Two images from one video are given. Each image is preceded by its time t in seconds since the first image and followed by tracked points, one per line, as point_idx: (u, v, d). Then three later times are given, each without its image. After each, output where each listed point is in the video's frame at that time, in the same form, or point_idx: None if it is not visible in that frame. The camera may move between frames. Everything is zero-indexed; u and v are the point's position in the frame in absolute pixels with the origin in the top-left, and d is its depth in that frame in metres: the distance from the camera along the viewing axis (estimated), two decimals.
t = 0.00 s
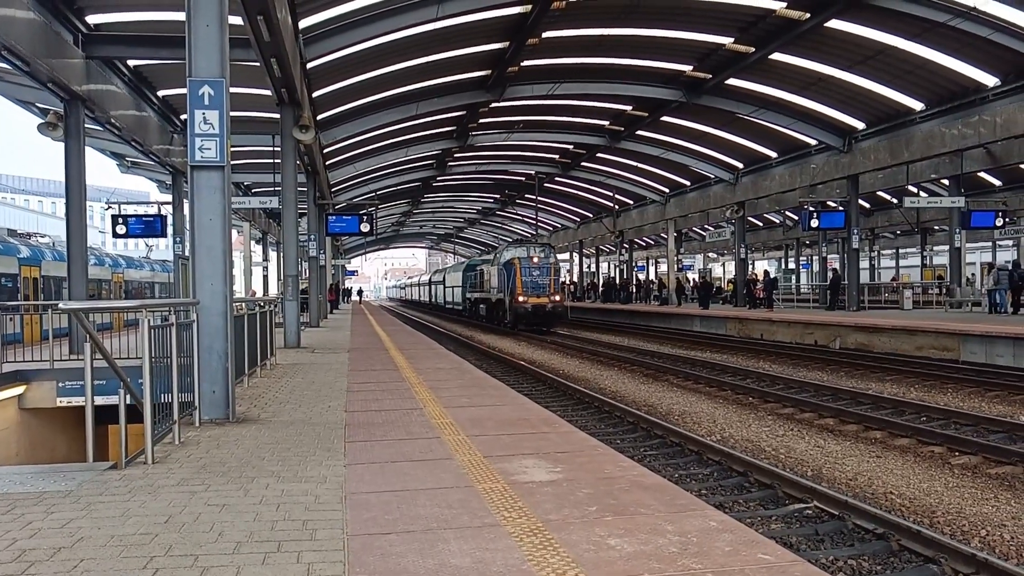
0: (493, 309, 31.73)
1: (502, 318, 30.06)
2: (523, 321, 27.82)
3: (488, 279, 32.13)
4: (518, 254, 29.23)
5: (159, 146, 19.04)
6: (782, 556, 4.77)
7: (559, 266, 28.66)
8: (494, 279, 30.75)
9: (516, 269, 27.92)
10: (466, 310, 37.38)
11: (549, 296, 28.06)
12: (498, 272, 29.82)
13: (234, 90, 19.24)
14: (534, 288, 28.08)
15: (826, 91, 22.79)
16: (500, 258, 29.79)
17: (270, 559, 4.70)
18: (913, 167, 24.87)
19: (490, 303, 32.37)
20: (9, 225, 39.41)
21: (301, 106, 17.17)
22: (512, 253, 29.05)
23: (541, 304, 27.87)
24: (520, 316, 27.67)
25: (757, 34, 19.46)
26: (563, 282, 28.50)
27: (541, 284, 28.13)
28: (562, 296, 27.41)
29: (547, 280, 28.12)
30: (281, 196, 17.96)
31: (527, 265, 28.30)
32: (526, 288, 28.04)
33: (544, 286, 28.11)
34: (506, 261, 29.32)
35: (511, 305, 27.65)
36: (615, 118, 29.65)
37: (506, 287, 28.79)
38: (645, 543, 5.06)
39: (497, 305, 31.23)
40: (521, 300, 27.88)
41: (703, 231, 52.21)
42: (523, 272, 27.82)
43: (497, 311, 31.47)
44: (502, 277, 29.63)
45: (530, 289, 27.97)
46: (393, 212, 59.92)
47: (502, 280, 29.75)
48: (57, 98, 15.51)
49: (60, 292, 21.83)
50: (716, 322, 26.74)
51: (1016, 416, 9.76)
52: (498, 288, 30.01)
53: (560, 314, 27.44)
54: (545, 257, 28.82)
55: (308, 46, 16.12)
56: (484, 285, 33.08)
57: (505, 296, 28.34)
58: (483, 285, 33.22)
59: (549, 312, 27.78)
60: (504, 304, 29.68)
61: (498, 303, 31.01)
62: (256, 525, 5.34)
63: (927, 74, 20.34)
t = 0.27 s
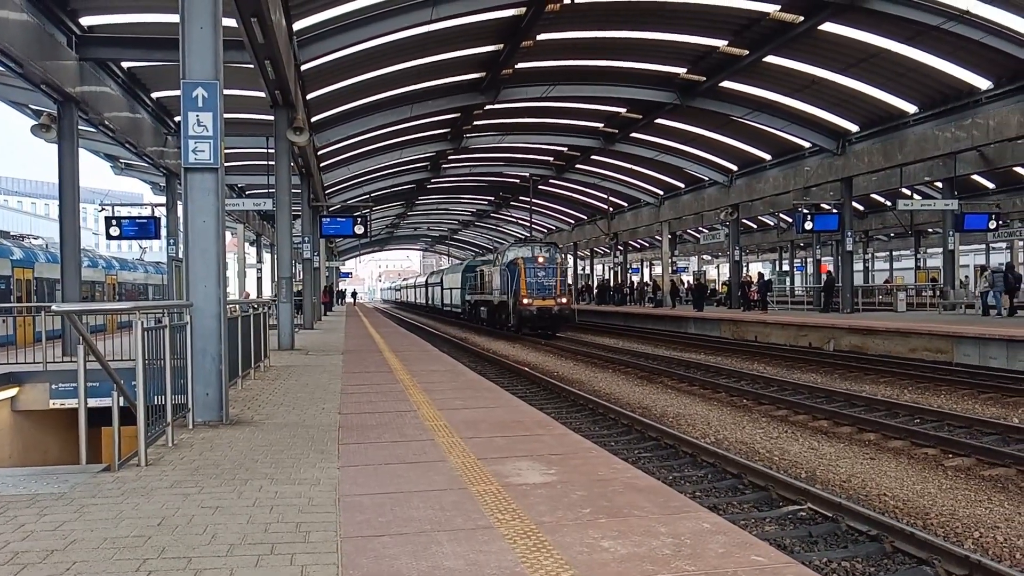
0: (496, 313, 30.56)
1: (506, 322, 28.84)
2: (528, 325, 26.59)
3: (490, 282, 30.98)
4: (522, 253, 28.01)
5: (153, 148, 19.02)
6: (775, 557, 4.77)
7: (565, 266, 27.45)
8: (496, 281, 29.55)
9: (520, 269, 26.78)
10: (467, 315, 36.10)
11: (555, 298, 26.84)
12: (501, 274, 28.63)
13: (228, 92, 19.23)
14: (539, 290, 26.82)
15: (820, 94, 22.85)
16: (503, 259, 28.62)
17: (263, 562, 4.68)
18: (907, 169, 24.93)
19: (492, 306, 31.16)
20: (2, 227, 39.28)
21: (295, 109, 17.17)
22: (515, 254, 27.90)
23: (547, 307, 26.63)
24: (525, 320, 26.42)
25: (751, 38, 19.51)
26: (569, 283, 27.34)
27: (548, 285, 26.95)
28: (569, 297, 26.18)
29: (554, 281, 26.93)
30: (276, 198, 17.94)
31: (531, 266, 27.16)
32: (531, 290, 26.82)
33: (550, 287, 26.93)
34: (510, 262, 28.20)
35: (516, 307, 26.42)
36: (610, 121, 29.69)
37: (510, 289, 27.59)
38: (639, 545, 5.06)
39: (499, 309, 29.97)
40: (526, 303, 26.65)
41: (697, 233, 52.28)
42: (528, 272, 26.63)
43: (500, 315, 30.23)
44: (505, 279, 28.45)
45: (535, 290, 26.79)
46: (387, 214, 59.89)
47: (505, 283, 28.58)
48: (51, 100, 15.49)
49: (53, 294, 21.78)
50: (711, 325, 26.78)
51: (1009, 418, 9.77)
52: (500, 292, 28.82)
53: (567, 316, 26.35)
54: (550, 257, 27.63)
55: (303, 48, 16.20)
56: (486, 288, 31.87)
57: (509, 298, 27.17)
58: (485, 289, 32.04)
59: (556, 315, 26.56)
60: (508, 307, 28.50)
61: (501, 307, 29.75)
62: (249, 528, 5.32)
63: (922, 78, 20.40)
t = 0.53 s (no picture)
0: (497, 317, 28.68)
1: (508, 327, 26.93)
2: (531, 330, 24.67)
3: (490, 284, 29.03)
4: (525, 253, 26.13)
5: (143, 149, 18.97)
6: (765, 559, 4.78)
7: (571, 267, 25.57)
8: (497, 283, 27.59)
9: (523, 269, 24.80)
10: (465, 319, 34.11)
11: (560, 300, 24.87)
12: (502, 275, 26.68)
13: (219, 93, 19.19)
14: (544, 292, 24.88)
15: (810, 97, 22.93)
16: (504, 259, 26.72)
17: (253, 564, 4.67)
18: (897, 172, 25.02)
19: (492, 309, 29.30)
20: None
21: (286, 110, 17.13)
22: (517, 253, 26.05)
23: (552, 310, 24.68)
24: (527, 324, 24.52)
25: (743, 40, 19.56)
26: (575, 284, 25.38)
27: (552, 287, 25.00)
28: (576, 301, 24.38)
29: (559, 282, 24.99)
30: (266, 199, 17.87)
31: (534, 266, 25.21)
32: (534, 291, 24.86)
33: (555, 289, 24.95)
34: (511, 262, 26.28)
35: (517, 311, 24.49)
36: (601, 123, 29.71)
37: (511, 291, 25.61)
38: (629, 547, 5.08)
39: (500, 313, 28.01)
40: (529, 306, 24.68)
41: (689, 235, 52.37)
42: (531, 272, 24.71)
43: (501, 319, 28.26)
44: (505, 281, 26.46)
45: (538, 292, 24.81)
46: (378, 216, 59.80)
47: (506, 285, 26.60)
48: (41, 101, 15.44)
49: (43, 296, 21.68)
50: (702, 327, 26.81)
51: (998, 419, 9.81)
52: (501, 294, 26.88)
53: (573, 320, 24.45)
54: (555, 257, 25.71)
55: (294, 50, 16.13)
56: (485, 290, 29.86)
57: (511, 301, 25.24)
58: (485, 291, 30.10)
59: (561, 318, 24.64)
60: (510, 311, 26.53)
61: (502, 310, 27.77)
62: (239, 530, 5.31)
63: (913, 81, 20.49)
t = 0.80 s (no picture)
0: (497, 320, 27.27)
1: (509, 331, 25.53)
2: (534, 334, 23.28)
3: (490, 286, 27.64)
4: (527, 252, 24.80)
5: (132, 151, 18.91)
6: (753, 561, 4.80)
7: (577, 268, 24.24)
8: (497, 284, 26.21)
9: (526, 270, 23.46)
10: (463, 323, 32.66)
11: (565, 303, 23.48)
12: (504, 276, 25.27)
13: (208, 95, 19.14)
14: (548, 294, 23.52)
15: (799, 100, 23.04)
16: (506, 259, 25.35)
17: (241, 567, 4.66)
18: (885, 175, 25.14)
19: (492, 312, 27.90)
20: None
21: (276, 112, 17.08)
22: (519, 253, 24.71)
23: (556, 313, 23.28)
24: (530, 327, 23.15)
25: (732, 43, 19.63)
26: (581, 286, 24.02)
27: (557, 289, 23.61)
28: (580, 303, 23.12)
29: (564, 284, 23.59)
30: (255, 202, 17.78)
31: (538, 266, 23.81)
32: (538, 294, 23.48)
33: (559, 291, 23.59)
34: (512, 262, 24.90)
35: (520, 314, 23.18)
36: (591, 126, 29.72)
37: (513, 293, 24.26)
38: (619, 549, 5.09)
39: (501, 316, 26.58)
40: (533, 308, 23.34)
41: (679, 237, 52.47)
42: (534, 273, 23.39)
43: (502, 322, 26.83)
44: (507, 282, 25.16)
45: (542, 294, 23.44)
46: (368, 218, 59.69)
47: (508, 286, 25.17)
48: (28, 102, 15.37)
49: (30, 298, 21.58)
50: (690, 329, 26.84)
51: (986, 421, 9.85)
52: (502, 296, 25.50)
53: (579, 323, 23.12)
54: (559, 257, 24.35)
55: (283, 51, 16.00)
56: (485, 292, 28.40)
57: (513, 303, 23.87)
58: (484, 294, 28.67)
59: (566, 322, 23.23)
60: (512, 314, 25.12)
61: (503, 314, 26.33)
62: (228, 533, 5.29)
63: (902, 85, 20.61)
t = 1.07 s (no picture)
0: (498, 324, 26.38)
1: (510, 335, 24.65)
2: (538, 337, 22.47)
3: (489, 289, 26.80)
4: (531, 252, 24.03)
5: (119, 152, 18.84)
6: (741, 562, 4.81)
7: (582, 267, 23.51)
8: (498, 286, 25.38)
9: (530, 270, 22.74)
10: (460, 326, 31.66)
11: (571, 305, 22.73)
12: (505, 277, 24.47)
13: (195, 96, 19.08)
14: (553, 295, 22.75)
15: (787, 103, 23.14)
16: (508, 259, 24.57)
17: (228, 570, 4.64)
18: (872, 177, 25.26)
19: (492, 316, 26.99)
20: None
21: (264, 113, 17.02)
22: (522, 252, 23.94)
23: (561, 316, 22.51)
24: (534, 330, 22.36)
25: (721, 46, 19.69)
26: (585, 288, 23.30)
27: (562, 290, 22.87)
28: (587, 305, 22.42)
29: (569, 285, 22.86)
30: (243, 204, 17.75)
31: (542, 266, 23.07)
32: (542, 295, 22.73)
33: (564, 292, 22.89)
34: (515, 263, 24.15)
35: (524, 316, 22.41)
36: (581, 128, 29.77)
37: (516, 294, 23.48)
38: (606, 551, 5.10)
39: (502, 320, 25.68)
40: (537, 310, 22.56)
41: (668, 239, 52.61)
42: (538, 274, 22.62)
43: (502, 326, 25.94)
44: (508, 283, 24.39)
45: (546, 295, 22.71)
46: (357, 219, 59.65)
47: (510, 288, 24.35)
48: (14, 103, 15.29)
49: (15, 299, 21.47)
50: (679, 331, 26.87)
51: (973, 422, 9.90)
52: (504, 299, 24.68)
53: (584, 326, 22.43)
54: (564, 257, 23.60)
55: (271, 52, 15.98)
56: (484, 295, 27.51)
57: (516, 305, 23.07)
58: (482, 296, 27.78)
59: (571, 325, 22.46)
60: (514, 317, 24.28)
61: (505, 317, 25.43)
62: (213, 536, 5.27)
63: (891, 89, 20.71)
